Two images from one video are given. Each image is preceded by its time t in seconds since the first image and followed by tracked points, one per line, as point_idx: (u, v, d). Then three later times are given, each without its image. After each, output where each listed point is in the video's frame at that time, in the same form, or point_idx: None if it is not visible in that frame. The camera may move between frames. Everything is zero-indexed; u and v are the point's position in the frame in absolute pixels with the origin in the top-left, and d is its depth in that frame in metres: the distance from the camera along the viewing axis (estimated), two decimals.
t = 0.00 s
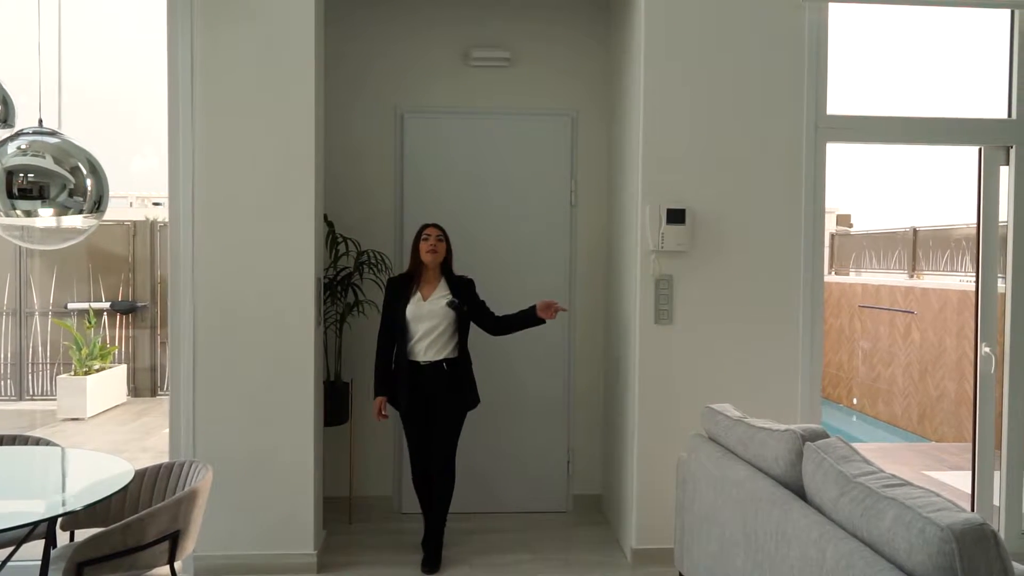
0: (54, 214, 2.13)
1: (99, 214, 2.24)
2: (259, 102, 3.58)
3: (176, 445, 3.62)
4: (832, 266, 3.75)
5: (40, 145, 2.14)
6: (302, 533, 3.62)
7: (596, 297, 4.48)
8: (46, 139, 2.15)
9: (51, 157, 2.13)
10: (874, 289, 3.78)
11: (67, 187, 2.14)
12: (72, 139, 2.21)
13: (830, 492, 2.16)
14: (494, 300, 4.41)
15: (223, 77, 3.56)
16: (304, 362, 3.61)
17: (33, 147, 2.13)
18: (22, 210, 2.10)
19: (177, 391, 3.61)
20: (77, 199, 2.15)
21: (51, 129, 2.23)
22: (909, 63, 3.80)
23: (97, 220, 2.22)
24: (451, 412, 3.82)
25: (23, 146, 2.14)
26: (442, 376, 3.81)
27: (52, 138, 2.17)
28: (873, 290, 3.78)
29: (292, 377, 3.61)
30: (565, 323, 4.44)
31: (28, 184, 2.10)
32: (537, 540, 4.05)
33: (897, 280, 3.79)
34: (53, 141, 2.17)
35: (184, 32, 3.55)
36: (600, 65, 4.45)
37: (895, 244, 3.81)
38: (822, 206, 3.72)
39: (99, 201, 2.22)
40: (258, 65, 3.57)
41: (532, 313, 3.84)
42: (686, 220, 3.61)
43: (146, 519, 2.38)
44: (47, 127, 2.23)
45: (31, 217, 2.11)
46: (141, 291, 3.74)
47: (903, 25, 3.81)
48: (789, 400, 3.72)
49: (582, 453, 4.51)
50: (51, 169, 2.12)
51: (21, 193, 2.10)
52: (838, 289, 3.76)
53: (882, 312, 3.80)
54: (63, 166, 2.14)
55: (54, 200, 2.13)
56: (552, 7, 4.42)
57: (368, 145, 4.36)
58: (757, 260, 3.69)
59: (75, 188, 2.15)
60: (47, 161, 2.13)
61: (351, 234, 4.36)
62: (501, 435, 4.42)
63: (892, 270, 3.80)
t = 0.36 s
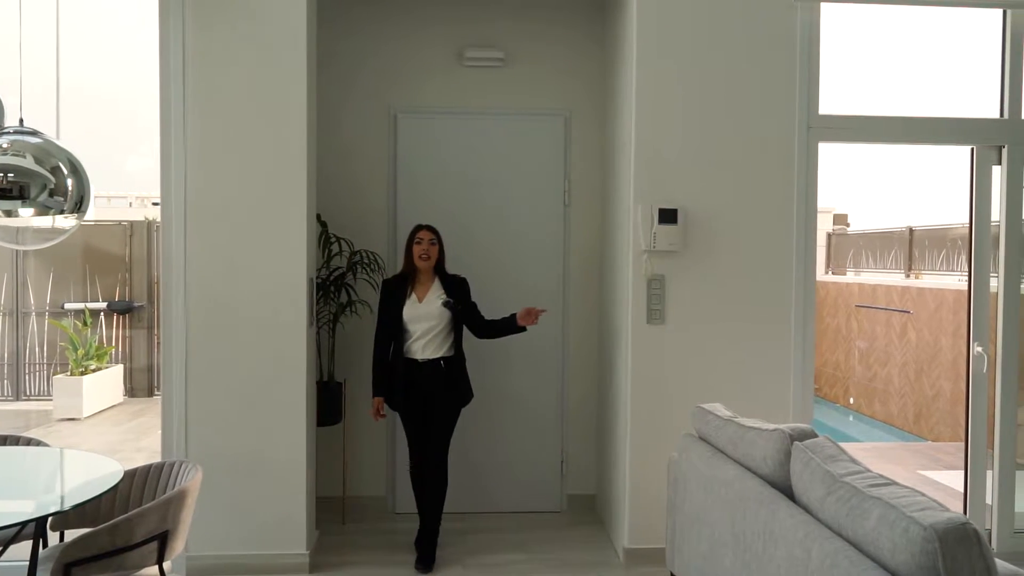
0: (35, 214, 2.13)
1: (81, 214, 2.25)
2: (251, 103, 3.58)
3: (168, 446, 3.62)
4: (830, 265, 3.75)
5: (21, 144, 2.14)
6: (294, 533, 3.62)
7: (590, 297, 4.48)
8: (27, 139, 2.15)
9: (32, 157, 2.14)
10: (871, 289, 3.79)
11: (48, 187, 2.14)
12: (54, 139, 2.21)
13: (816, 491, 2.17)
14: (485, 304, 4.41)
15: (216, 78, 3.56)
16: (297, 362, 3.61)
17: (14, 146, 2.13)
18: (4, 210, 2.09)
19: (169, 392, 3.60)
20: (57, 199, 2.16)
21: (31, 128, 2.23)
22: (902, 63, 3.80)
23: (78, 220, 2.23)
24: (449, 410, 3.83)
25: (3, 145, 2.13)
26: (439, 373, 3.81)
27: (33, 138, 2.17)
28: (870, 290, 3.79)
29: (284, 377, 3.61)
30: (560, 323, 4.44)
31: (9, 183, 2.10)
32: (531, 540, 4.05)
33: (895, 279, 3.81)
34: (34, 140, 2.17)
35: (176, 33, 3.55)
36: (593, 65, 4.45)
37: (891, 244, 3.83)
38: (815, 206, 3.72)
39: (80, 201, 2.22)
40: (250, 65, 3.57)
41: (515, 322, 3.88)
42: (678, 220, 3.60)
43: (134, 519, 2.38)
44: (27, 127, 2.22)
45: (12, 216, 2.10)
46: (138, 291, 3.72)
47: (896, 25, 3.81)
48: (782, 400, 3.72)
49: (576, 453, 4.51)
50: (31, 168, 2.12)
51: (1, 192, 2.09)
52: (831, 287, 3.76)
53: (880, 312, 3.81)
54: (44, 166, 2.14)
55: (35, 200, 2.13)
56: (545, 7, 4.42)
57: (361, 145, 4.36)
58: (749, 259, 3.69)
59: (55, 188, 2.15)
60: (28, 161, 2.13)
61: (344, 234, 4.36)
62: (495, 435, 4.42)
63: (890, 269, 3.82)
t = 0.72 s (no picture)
0: (14, 214, 2.13)
1: (60, 215, 2.26)
2: (242, 103, 3.58)
3: (158, 447, 3.61)
4: (826, 265, 3.80)
5: None
6: (285, 533, 3.62)
7: (583, 297, 4.48)
8: (7, 139, 2.14)
9: (11, 157, 2.13)
10: (867, 288, 3.87)
11: (27, 187, 2.13)
12: (33, 139, 2.21)
13: (802, 492, 2.16)
14: (477, 306, 4.41)
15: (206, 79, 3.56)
16: (288, 363, 3.61)
17: None
18: None
19: (159, 392, 3.60)
20: (37, 199, 2.16)
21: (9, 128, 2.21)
22: (892, 63, 3.80)
23: (57, 221, 2.25)
24: (444, 409, 3.83)
25: None
26: (437, 370, 3.83)
27: (12, 138, 2.16)
28: (866, 290, 3.87)
29: (274, 378, 3.61)
30: (552, 324, 4.45)
31: None
32: (522, 540, 4.06)
33: (889, 279, 3.88)
34: (14, 140, 2.16)
35: (166, 35, 3.54)
36: (585, 65, 4.45)
37: (886, 244, 3.88)
38: (806, 207, 3.72)
39: (60, 202, 2.23)
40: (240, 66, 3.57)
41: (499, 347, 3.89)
42: (669, 221, 3.61)
43: (121, 520, 2.38)
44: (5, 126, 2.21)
45: None
46: (135, 290, 3.66)
47: (886, 26, 3.82)
48: (773, 400, 3.72)
49: (569, 453, 4.51)
50: (11, 168, 2.12)
51: None
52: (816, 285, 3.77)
53: (875, 311, 3.89)
54: (23, 166, 2.14)
55: (14, 200, 2.12)
56: (537, 7, 4.42)
57: (353, 146, 4.36)
58: (740, 259, 3.69)
59: (34, 188, 2.14)
60: (7, 161, 2.12)
61: (336, 235, 4.36)
62: (487, 435, 4.42)
63: (885, 270, 3.88)
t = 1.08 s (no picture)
0: None
1: (42, 215, 2.29)
2: (234, 104, 3.58)
3: (149, 448, 3.60)
4: (823, 267, 3.97)
5: None
6: (277, 533, 3.63)
7: (576, 297, 4.49)
8: None
9: None
10: (864, 288, 4.08)
11: (8, 188, 2.17)
12: (16, 140, 2.24)
13: (787, 492, 2.17)
14: (468, 306, 4.41)
15: (197, 79, 3.56)
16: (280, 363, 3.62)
17: None
18: None
19: (150, 393, 3.58)
20: (18, 199, 2.19)
21: None
22: (884, 64, 3.80)
23: (40, 220, 2.28)
24: (435, 408, 3.83)
25: None
26: (428, 369, 3.84)
27: None
28: (863, 289, 4.08)
29: (266, 377, 3.62)
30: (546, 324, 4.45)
31: None
32: (516, 540, 4.06)
33: (886, 279, 4.04)
34: None
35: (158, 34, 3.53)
36: (577, 66, 4.46)
37: (883, 244, 3.98)
38: (796, 209, 3.72)
39: (41, 202, 2.26)
40: (233, 67, 3.57)
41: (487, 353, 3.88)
42: (660, 221, 3.61)
43: (108, 519, 2.39)
44: None
45: None
46: (134, 291, 3.57)
47: (879, 26, 3.82)
48: (765, 400, 3.72)
49: (562, 453, 4.51)
50: None
51: None
52: (814, 286, 3.90)
53: (871, 311, 4.08)
54: (4, 167, 2.17)
55: None
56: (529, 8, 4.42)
57: (346, 147, 4.36)
58: (731, 260, 3.69)
59: (15, 189, 2.18)
60: None
61: (329, 236, 4.36)
62: (480, 435, 4.42)
63: (883, 270, 4.03)
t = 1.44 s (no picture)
0: None
1: (31, 215, 2.31)
2: (226, 104, 3.58)
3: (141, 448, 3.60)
4: (821, 264, 4.19)
5: None
6: (270, 533, 3.63)
7: (570, 298, 4.49)
8: None
9: None
10: (862, 288, 4.34)
11: None
12: (5, 141, 2.26)
13: (775, 493, 2.17)
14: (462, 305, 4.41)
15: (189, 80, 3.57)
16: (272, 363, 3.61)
17: None
18: None
19: (143, 393, 3.58)
20: (6, 200, 2.21)
21: None
22: (877, 64, 3.81)
23: (28, 220, 2.30)
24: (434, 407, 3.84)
25: None
26: (421, 366, 3.84)
27: None
28: (860, 289, 4.34)
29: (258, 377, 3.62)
30: (540, 324, 4.45)
31: None
32: (510, 540, 4.06)
33: (882, 279, 4.23)
34: None
35: (151, 34, 3.53)
36: (572, 66, 4.46)
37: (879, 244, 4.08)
38: (790, 209, 3.72)
39: (30, 202, 2.28)
40: (225, 68, 3.58)
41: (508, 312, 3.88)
42: (653, 221, 3.61)
43: (97, 520, 2.39)
44: None
45: None
46: (131, 291, 3.57)
47: (872, 26, 3.82)
48: (758, 399, 3.72)
49: (557, 453, 4.51)
50: None
51: None
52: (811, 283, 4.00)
53: (868, 311, 4.34)
54: None
55: None
56: (523, 8, 4.42)
57: (341, 147, 4.36)
58: (723, 260, 3.69)
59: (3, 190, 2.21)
60: None
61: (323, 236, 4.36)
62: (474, 435, 4.42)
63: (880, 270, 4.21)
